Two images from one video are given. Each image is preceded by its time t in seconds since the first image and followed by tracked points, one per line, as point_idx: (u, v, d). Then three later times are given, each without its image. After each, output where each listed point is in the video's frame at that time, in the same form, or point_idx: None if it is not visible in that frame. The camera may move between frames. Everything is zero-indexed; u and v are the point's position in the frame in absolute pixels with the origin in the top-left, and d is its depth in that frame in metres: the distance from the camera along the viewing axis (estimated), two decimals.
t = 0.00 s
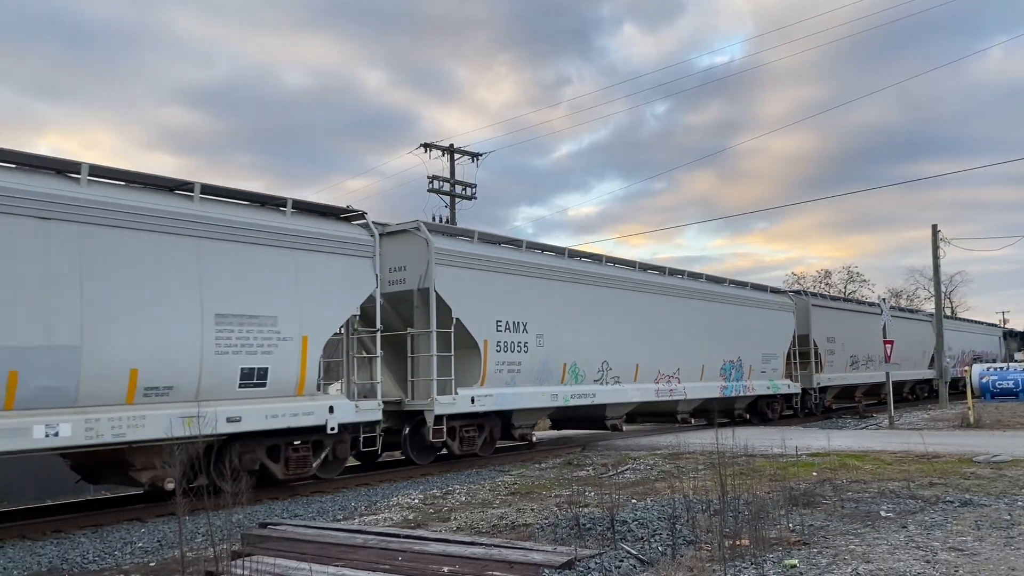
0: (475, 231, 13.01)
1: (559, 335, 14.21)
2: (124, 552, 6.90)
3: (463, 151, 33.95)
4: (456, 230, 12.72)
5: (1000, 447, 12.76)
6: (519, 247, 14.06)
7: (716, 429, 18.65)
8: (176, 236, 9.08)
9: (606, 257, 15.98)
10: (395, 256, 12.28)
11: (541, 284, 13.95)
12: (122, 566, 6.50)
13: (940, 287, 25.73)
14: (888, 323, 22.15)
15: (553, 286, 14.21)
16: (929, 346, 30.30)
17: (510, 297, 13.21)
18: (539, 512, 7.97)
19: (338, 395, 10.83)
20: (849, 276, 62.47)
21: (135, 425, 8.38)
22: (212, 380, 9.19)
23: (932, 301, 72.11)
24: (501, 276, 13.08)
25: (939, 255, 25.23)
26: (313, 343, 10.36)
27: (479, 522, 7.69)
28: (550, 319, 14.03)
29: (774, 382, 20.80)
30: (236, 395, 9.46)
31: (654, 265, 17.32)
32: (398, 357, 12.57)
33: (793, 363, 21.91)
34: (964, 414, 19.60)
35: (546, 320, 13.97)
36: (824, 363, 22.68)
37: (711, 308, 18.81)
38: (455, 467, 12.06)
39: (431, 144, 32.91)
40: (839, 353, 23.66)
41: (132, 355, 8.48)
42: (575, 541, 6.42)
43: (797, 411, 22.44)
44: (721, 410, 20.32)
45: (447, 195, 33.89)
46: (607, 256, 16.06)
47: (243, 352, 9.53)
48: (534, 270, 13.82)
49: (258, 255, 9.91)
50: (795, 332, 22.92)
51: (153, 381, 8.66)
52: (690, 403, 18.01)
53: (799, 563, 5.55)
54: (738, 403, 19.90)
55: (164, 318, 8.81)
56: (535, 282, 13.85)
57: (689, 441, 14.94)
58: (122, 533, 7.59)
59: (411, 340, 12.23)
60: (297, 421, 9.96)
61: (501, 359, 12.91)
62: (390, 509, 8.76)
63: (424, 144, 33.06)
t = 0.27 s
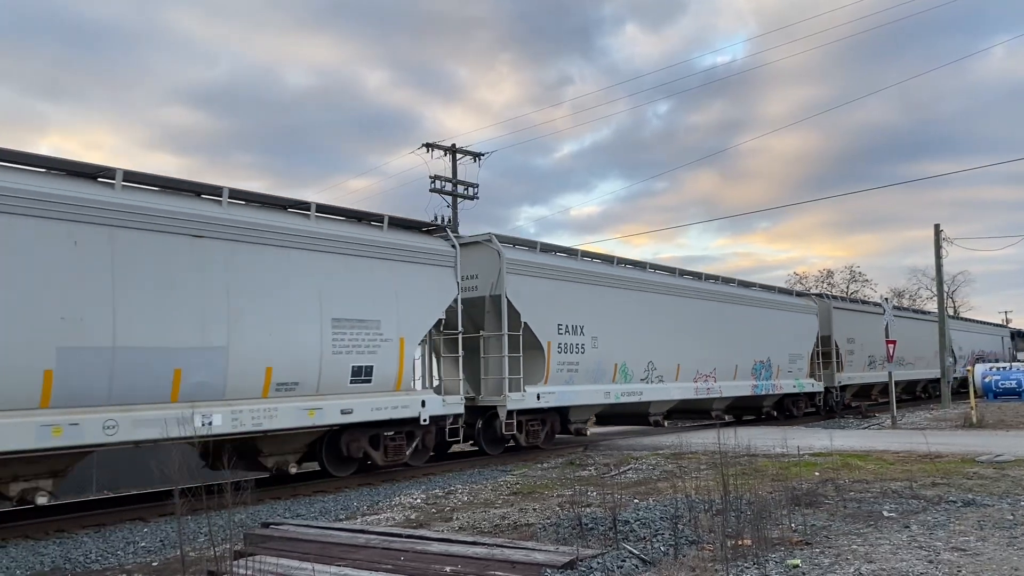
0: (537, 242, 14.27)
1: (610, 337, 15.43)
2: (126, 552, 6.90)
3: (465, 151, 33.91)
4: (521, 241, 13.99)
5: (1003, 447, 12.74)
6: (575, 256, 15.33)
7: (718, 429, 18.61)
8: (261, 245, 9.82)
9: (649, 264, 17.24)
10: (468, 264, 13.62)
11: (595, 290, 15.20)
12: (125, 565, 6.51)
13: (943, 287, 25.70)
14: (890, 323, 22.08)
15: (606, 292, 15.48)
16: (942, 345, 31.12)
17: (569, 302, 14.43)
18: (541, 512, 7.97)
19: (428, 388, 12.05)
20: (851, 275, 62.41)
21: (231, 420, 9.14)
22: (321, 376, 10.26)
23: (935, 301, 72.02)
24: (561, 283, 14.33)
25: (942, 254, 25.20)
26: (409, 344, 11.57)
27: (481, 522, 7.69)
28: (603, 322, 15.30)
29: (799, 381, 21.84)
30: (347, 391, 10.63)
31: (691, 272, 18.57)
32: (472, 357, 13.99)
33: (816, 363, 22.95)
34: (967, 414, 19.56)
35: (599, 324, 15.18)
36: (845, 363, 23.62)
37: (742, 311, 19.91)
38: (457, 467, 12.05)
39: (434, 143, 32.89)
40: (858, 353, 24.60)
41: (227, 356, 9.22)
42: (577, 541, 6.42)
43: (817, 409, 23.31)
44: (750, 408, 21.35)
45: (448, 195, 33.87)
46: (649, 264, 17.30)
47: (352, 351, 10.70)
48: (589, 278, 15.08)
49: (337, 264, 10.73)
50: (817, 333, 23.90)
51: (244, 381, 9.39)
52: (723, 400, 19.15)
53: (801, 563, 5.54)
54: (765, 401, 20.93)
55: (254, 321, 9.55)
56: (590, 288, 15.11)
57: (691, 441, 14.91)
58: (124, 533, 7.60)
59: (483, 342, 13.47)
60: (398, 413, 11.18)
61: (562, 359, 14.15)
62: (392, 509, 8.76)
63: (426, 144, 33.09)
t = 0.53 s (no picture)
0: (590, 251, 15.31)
1: (655, 339, 16.43)
2: (129, 551, 6.91)
3: (468, 150, 34.00)
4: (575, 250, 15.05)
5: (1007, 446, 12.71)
6: (622, 263, 16.35)
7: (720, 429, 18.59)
8: (270, 246, 9.65)
9: (688, 270, 18.24)
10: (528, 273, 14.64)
11: (642, 295, 16.19)
12: (127, 565, 6.51)
13: (945, 287, 25.64)
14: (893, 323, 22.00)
15: (652, 296, 16.48)
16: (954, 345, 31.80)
17: (619, 307, 15.44)
18: (543, 512, 7.97)
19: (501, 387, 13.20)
20: (854, 275, 62.32)
21: (239, 422, 9.03)
22: (416, 374, 11.37)
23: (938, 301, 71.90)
24: (612, 289, 15.34)
25: (944, 254, 25.16)
26: (485, 345, 12.71)
27: (483, 522, 7.70)
28: (649, 325, 16.28)
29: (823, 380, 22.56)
30: (435, 386, 11.75)
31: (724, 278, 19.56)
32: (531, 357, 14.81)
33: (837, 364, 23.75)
34: (970, 414, 19.52)
35: (646, 327, 16.19)
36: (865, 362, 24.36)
37: (772, 315, 20.86)
38: (459, 466, 12.05)
39: (436, 143, 32.90)
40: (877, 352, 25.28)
41: (295, 358, 9.73)
42: (580, 541, 6.42)
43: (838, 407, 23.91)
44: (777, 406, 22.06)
45: (451, 195, 33.87)
46: (688, 270, 18.30)
47: (439, 352, 11.82)
48: (637, 284, 16.10)
49: (348, 265, 10.57)
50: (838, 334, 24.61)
51: (252, 383, 9.26)
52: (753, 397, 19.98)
53: (804, 563, 5.53)
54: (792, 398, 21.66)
55: (261, 323, 9.40)
56: (639, 293, 16.10)
57: (694, 441, 14.89)
58: (127, 533, 7.60)
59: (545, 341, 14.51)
60: (477, 407, 12.31)
61: (613, 359, 15.14)
62: (395, 509, 8.77)
63: (428, 144, 33.15)
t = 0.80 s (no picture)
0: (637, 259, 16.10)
1: (697, 340, 17.13)
2: (132, 551, 6.91)
3: (470, 150, 33.95)
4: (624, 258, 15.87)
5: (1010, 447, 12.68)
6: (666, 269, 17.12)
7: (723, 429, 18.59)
8: (265, 246, 9.57)
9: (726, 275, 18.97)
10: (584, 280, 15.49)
11: (685, 299, 16.96)
12: (131, 565, 6.52)
13: (949, 287, 25.59)
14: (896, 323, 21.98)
15: (694, 301, 17.21)
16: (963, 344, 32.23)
17: (663, 311, 16.23)
18: (546, 512, 7.97)
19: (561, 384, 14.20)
20: (858, 275, 62.23)
21: (239, 419, 9.05)
22: (493, 372, 12.55)
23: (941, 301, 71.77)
24: (657, 295, 16.13)
25: (948, 253, 25.10)
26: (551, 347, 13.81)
27: (486, 522, 7.70)
28: (691, 327, 16.99)
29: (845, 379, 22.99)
30: (508, 384, 12.87)
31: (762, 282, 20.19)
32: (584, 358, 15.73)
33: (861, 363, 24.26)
34: (973, 414, 19.48)
35: (689, 329, 16.91)
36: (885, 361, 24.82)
37: (808, 318, 21.42)
38: (462, 466, 12.04)
39: (438, 143, 32.87)
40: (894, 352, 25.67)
41: (395, 358, 10.91)
42: (583, 541, 6.42)
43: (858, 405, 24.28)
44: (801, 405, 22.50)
45: (453, 194, 33.82)
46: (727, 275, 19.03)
47: (512, 353, 12.93)
48: (681, 289, 16.85)
49: (420, 275, 11.52)
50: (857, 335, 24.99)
51: (363, 378, 10.49)
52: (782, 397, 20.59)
53: (808, 564, 5.53)
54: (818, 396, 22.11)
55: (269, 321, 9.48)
56: (682, 298, 16.85)
57: (697, 441, 14.87)
58: (130, 532, 7.61)
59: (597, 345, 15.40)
60: (543, 403, 13.38)
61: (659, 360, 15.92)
62: (398, 509, 8.77)
63: (430, 144, 33.15)
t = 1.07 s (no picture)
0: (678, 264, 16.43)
1: (733, 341, 17.42)
2: (137, 551, 6.93)
3: (473, 151, 33.88)
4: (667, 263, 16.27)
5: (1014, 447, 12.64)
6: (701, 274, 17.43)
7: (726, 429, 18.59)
8: (265, 246, 9.20)
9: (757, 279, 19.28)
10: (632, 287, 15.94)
11: (722, 302, 17.26)
12: (135, 565, 6.54)
13: (953, 286, 25.55)
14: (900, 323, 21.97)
15: (730, 303, 17.51)
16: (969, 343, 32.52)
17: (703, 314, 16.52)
18: (550, 513, 7.96)
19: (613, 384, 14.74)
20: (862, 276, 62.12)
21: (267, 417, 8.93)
22: (558, 371, 13.20)
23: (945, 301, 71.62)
24: (697, 299, 16.42)
25: (952, 253, 25.04)
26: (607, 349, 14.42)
27: (490, 522, 7.69)
28: (728, 329, 17.29)
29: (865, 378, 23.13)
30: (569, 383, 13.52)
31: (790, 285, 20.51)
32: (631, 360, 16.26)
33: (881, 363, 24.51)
34: (978, 414, 19.42)
35: (727, 332, 17.20)
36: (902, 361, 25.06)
37: (836, 319, 21.75)
38: (466, 467, 12.05)
39: (441, 143, 32.69)
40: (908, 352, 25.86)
41: (474, 359, 11.65)
42: (587, 542, 6.41)
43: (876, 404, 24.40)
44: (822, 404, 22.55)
45: (456, 194, 33.75)
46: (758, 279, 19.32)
47: (571, 354, 13.55)
48: (717, 293, 17.16)
49: (458, 279, 11.65)
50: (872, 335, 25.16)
51: (446, 374, 11.25)
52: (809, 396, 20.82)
53: (812, 564, 5.52)
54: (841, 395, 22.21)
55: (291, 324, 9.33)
56: (719, 301, 17.17)
57: (700, 442, 14.87)
58: (135, 533, 7.63)
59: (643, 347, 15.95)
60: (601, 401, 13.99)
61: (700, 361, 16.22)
62: (402, 509, 8.78)
63: (433, 144, 33.14)
